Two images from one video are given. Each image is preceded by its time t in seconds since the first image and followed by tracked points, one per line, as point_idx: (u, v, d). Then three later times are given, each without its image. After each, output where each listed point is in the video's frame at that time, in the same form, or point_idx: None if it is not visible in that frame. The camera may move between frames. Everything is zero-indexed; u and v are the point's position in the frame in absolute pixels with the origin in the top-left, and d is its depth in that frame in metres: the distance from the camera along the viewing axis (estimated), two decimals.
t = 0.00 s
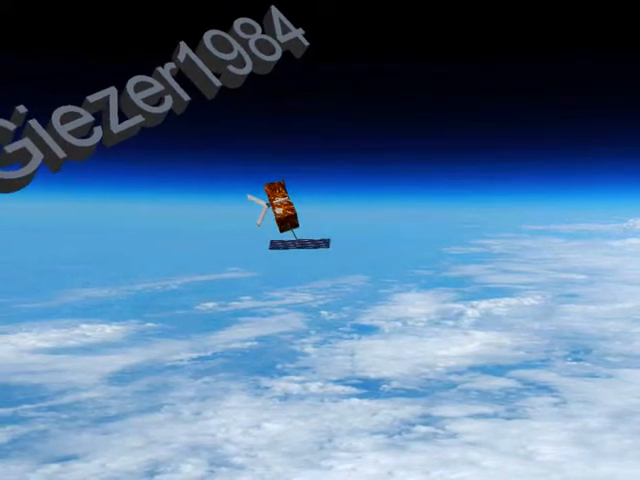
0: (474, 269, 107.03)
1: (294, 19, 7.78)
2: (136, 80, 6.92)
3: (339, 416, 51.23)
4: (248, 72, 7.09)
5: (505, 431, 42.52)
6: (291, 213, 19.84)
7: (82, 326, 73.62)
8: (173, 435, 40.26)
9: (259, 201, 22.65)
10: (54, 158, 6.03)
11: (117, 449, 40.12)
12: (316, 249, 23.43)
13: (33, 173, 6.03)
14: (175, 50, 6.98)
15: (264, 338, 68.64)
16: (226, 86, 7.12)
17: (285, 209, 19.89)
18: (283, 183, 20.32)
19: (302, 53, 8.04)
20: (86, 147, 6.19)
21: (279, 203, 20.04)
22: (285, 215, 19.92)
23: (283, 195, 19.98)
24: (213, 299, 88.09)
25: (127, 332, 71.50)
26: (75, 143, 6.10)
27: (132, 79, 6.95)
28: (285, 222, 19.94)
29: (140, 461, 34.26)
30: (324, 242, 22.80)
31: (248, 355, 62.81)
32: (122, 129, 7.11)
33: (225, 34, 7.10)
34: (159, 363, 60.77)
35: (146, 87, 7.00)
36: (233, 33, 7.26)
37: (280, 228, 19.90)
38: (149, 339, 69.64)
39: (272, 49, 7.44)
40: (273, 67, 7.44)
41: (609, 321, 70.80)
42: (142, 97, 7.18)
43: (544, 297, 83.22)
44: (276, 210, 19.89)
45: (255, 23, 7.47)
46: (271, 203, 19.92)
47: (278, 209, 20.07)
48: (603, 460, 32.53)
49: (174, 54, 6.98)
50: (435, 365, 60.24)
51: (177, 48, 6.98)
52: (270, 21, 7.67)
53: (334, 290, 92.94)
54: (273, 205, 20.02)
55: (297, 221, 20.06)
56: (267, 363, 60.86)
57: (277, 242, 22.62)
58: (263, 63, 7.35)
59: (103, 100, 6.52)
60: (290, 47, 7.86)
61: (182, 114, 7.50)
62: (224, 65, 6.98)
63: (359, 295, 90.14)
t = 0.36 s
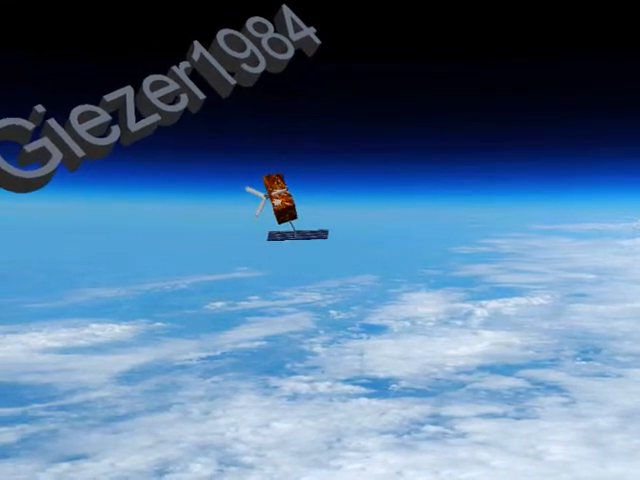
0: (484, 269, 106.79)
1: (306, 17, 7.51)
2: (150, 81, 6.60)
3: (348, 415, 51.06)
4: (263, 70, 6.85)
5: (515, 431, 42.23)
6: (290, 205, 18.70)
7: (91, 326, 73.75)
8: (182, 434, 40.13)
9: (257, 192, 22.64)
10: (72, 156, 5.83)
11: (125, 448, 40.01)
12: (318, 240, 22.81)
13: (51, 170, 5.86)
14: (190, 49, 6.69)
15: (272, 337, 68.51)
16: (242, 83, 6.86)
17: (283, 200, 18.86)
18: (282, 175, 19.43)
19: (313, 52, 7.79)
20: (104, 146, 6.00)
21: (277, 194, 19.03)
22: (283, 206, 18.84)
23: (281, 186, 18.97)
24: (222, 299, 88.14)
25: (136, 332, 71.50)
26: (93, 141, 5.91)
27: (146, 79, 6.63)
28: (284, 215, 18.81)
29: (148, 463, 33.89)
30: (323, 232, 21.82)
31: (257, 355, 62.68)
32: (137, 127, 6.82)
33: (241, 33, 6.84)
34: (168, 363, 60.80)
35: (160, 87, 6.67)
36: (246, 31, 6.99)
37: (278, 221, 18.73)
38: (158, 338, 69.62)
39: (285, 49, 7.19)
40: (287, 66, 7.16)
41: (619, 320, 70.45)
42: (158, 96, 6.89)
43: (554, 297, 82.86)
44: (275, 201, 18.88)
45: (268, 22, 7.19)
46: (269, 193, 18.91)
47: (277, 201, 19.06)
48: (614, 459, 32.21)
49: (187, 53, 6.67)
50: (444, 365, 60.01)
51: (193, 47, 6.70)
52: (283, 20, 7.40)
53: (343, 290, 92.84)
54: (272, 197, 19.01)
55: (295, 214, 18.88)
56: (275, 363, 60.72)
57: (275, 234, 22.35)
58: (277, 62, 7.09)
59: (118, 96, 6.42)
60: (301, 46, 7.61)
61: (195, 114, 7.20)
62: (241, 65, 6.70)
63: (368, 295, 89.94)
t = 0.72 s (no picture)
0: (493, 269, 106.71)
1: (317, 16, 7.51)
2: (166, 79, 6.61)
3: (357, 414, 51.16)
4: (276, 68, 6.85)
5: (523, 431, 42.24)
6: (289, 196, 17.01)
7: (101, 326, 74.05)
8: (191, 433, 40.24)
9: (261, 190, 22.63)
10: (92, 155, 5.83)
11: (135, 446, 40.15)
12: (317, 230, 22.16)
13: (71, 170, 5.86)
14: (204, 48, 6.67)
15: (281, 337, 68.61)
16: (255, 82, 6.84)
17: (283, 191, 17.15)
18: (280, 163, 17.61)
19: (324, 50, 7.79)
20: (122, 145, 5.96)
21: (274, 185, 17.24)
22: (282, 198, 17.15)
23: (280, 176, 17.18)
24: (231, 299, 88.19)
25: (146, 332, 71.72)
26: (112, 140, 5.87)
27: (162, 78, 6.63)
28: (282, 207, 17.15)
29: (158, 462, 33.97)
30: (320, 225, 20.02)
31: (267, 354, 62.79)
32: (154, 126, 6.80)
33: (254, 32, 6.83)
34: (178, 363, 60.99)
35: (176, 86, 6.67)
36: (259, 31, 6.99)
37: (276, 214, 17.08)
38: (168, 338, 69.82)
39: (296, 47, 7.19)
40: (299, 64, 7.18)
41: (628, 320, 70.35)
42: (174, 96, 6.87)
43: (563, 297, 82.75)
44: (273, 193, 17.14)
45: (280, 21, 7.18)
46: (267, 184, 17.16)
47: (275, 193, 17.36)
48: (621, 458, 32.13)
49: (201, 52, 6.68)
50: (453, 365, 60.04)
51: (207, 46, 6.67)
52: (295, 19, 7.40)
53: (352, 289, 92.88)
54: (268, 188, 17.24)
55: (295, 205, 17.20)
56: (284, 363, 60.84)
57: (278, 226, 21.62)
58: (289, 60, 7.09)
59: (134, 96, 6.47)
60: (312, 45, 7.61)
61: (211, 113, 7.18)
62: (253, 63, 6.70)
63: (377, 294, 89.95)
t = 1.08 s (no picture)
0: (501, 268, 106.67)
1: (327, 15, 7.41)
2: (180, 79, 6.41)
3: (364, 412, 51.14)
4: (288, 66, 6.73)
5: (531, 430, 42.13)
6: (289, 191, 14.96)
7: (109, 325, 74.28)
8: (199, 432, 40.14)
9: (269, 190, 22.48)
10: (108, 153, 5.67)
11: (144, 445, 40.12)
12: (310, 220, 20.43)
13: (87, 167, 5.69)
14: (217, 46, 6.53)
15: (289, 336, 68.59)
16: (268, 78, 6.70)
17: (281, 184, 15.05)
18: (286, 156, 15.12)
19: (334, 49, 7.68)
20: (139, 144, 5.83)
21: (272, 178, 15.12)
22: (280, 191, 15.07)
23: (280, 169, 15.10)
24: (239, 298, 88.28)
25: (154, 331, 71.79)
26: (128, 138, 5.72)
27: (176, 77, 6.42)
28: (281, 201, 15.08)
29: (166, 462, 33.81)
30: (321, 217, 17.66)
31: (275, 354, 62.83)
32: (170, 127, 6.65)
33: (266, 31, 6.72)
34: (186, 363, 61.04)
35: (190, 85, 6.48)
36: (269, 29, 6.87)
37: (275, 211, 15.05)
38: (175, 337, 69.87)
39: (309, 45, 7.07)
40: (310, 63, 7.07)
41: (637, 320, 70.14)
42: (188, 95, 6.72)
43: (571, 296, 82.62)
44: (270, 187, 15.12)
45: (290, 18, 7.07)
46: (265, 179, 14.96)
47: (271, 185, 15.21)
48: (631, 458, 31.94)
49: (213, 52, 6.53)
50: (460, 365, 59.98)
51: (219, 44, 6.55)
52: (305, 17, 7.29)
53: (359, 289, 92.87)
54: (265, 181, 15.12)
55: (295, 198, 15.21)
56: (292, 361, 60.85)
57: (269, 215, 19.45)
58: (301, 59, 6.97)
59: (149, 95, 6.24)
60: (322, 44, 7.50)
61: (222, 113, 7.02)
62: (267, 61, 6.56)
63: (384, 294, 89.93)
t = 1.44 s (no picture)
0: (511, 267, 106.58)
1: (338, 13, 7.40)
2: (196, 77, 6.39)
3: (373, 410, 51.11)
4: (302, 65, 6.73)
5: (541, 430, 42.02)
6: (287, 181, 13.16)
7: (118, 324, 74.50)
8: (208, 431, 40.10)
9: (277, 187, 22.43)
10: (126, 152, 5.65)
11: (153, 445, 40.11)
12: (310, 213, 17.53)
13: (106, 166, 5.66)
14: (231, 44, 6.53)
15: (298, 335, 68.61)
16: (282, 77, 6.69)
17: (279, 174, 13.25)
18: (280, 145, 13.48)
19: (345, 47, 7.67)
20: (158, 141, 5.82)
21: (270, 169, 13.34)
22: (278, 182, 13.26)
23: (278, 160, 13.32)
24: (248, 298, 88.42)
25: (163, 331, 71.93)
26: (146, 135, 5.70)
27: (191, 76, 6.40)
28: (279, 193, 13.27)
29: (175, 461, 33.77)
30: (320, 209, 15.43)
31: (284, 353, 62.87)
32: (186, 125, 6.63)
33: (280, 29, 6.72)
34: (195, 362, 61.10)
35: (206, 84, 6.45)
36: (282, 28, 6.87)
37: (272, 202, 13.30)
38: (184, 336, 69.96)
39: (321, 44, 7.06)
40: (323, 60, 7.07)
41: None
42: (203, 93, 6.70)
43: (580, 295, 82.51)
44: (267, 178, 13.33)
45: (302, 17, 7.06)
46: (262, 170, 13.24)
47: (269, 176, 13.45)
48: None
49: (228, 51, 6.51)
50: (469, 364, 59.93)
51: (233, 43, 6.54)
52: (317, 16, 7.28)
53: (368, 288, 92.91)
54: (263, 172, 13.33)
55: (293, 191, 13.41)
56: (301, 360, 60.89)
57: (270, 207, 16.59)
58: (314, 57, 6.96)
59: (165, 93, 6.23)
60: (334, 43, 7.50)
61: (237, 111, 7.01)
62: (281, 59, 6.55)
63: (393, 294, 89.91)
